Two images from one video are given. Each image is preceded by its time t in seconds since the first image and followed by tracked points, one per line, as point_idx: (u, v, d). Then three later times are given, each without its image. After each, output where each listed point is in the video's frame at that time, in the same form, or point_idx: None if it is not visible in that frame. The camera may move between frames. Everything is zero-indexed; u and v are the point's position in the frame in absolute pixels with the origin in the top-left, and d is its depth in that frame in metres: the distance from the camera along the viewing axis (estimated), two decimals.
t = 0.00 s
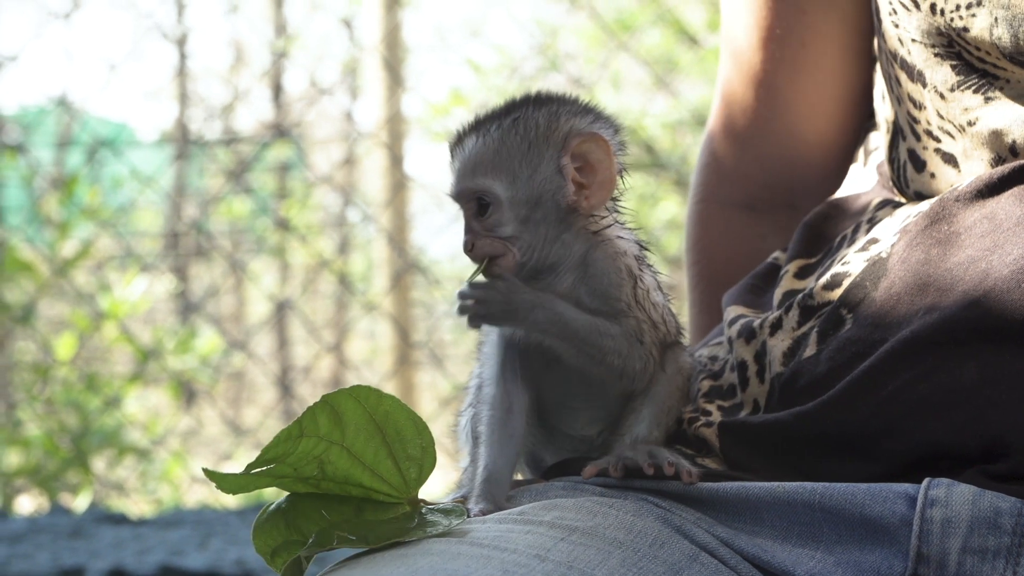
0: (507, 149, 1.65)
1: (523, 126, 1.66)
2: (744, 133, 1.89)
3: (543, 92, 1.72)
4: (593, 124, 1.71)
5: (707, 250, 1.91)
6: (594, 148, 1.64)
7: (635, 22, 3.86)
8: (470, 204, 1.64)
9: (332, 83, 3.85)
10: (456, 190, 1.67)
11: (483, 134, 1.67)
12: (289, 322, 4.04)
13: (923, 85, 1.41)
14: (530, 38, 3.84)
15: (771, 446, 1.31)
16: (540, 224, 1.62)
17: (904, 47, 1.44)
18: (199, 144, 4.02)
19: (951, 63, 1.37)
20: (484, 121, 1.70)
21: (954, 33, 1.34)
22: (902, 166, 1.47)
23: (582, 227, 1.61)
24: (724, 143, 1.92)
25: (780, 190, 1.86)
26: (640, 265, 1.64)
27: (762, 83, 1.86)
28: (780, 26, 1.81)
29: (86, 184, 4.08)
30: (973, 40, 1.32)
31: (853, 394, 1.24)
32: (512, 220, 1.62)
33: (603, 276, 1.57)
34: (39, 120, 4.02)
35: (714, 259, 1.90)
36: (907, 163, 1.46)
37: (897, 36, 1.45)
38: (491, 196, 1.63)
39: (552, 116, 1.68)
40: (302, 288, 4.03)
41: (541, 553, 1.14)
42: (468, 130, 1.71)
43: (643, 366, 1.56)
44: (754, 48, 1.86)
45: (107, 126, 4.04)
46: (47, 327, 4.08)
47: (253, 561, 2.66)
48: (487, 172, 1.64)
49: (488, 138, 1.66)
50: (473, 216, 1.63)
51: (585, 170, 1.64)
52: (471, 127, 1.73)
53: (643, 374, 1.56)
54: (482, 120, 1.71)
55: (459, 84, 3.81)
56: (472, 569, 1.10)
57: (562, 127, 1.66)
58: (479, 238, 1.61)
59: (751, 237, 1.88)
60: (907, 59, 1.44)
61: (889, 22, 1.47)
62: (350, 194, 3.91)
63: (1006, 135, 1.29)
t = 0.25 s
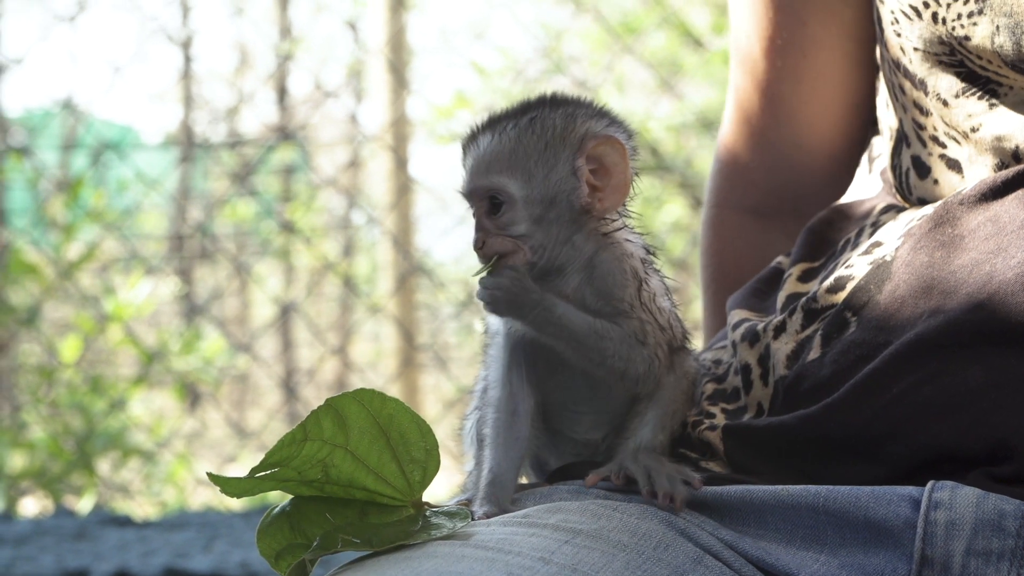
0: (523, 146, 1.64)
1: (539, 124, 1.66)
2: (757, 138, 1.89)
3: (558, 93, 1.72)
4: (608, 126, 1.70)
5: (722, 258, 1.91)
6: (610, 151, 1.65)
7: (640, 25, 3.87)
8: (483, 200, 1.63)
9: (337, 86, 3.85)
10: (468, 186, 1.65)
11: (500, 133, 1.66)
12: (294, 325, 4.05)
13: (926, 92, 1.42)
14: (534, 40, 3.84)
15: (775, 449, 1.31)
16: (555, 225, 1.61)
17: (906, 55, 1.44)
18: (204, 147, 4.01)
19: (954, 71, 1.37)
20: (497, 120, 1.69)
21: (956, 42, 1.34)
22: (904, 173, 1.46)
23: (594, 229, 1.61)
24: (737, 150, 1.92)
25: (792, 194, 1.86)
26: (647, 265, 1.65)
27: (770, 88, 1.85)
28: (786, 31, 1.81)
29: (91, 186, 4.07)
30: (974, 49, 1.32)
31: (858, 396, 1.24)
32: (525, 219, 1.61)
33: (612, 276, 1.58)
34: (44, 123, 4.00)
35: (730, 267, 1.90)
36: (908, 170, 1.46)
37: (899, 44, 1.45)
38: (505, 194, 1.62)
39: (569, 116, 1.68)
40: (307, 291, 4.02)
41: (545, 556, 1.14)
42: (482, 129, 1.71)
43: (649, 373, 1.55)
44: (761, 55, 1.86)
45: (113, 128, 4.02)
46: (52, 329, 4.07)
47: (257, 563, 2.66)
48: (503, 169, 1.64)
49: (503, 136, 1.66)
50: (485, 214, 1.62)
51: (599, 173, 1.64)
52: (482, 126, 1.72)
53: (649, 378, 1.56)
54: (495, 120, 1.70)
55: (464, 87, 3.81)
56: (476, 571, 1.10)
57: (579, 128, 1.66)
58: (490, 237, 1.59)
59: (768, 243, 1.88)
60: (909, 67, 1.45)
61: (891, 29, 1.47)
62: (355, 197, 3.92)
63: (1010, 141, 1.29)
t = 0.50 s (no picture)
0: (524, 150, 1.61)
1: (542, 128, 1.63)
2: (751, 155, 1.87)
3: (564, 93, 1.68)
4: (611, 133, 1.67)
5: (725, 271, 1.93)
6: (612, 160, 1.61)
7: (639, 24, 3.88)
8: (479, 200, 1.60)
9: (336, 86, 3.85)
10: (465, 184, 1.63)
11: (503, 132, 1.63)
12: (293, 324, 4.05)
13: (926, 94, 1.42)
14: (535, 39, 3.83)
15: (778, 446, 1.31)
16: (550, 233, 1.60)
17: (906, 57, 1.45)
18: (203, 146, 3.99)
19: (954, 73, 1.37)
20: (501, 117, 1.66)
21: (956, 45, 1.34)
22: (903, 175, 1.46)
23: (591, 233, 1.59)
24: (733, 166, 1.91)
25: (788, 211, 1.85)
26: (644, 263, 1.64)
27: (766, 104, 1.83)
28: (782, 47, 1.79)
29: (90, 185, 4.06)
30: (974, 51, 1.32)
31: (861, 390, 1.24)
32: (520, 222, 1.59)
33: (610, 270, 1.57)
34: (43, 122, 3.99)
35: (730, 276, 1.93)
36: (906, 172, 1.46)
37: (898, 46, 1.46)
38: (502, 197, 1.59)
39: (573, 120, 1.64)
40: (307, 290, 4.02)
41: (548, 557, 1.14)
42: (485, 125, 1.67)
43: (646, 363, 1.56)
44: (757, 69, 1.83)
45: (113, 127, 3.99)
46: (52, 328, 4.06)
47: (256, 562, 2.66)
48: (502, 171, 1.61)
49: (504, 137, 1.62)
50: (481, 213, 1.60)
51: (598, 180, 1.61)
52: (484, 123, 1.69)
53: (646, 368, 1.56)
54: (499, 117, 1.67)
55: (464, 87, 3.83)
56: (479, 572, 1.10)
57: (583, 134, 1.63)
58: (484, 235, 1.57)
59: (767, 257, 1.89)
60: (908, 69, 1.45)
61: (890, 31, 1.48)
62: (355, 197, 3.92)
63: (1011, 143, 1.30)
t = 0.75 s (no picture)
0: (537, 150, 1.61)
1: (556, 128, 1.62)
2: (739, 162, 1.86)
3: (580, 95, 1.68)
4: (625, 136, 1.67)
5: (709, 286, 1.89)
6: (624, 163, 1.61)
7: (639, 25, 3.89)
8: (491, 197, 1.61)
9: (336, 86, 3.84)
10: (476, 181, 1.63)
11: (517, 131, 1.62)
12: (293, 325, 4.05)
13: (922, 98, 1.41)
14: (535, 40, 3.84)
15: (781, 447, 1.31)
16: (556, 235, 1.58)
17: (902, 61, 1.44)
18: (203, 147, 3.99)
19: (951, 77, 1.37)
20: (515, 115, 1.66)
21: (956, 47, 1.34)
22: (895, 179, 1.47)
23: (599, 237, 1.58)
24: (718, 177, 1.88)
25: (778, 220, 1.82)
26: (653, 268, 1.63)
27: (758, 107, 1.83)
28: (775, 50, 1.81)
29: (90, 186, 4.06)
30: (976, 54, 1.32)
31: (863, 392, 1.24)
32: (529, 221, 1.59)
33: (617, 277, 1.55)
34: (43, 123, 3.97)
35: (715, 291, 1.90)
36: (900, 177, 1.46)
37: (894, 49, 1.46)
38: (513, 195, 1.60)
39: (588, 122, 1.64)
40: (307, 291, 4.02)
41: (550, 559, 1.13)
42: (500, 122, 1.67)
43: (635, 365, 1.53)
44: (746, 74, 1.84)
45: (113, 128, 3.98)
46: (52, 330, 4.05)
47: (257, 564, 2.66)
48: (515, 169, 1.61)
49: (518, 136, 1.62)
50: (491, 211, 1.61)
51: (610, 182, 1.62)
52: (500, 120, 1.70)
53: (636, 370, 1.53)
54: (513, 115, 1.67)
55: (465, 87, 3.81)
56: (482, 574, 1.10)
57: (597, 136, 1.63)
58: (492, 231, 1.59)
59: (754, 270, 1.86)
60: (904, 72, 1.45)
61: (886, 33, 1.47)
62: (354, 197, 3.91)
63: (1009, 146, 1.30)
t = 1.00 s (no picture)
0: (544, 153, 1.59)
1: (561, 130, 1.61)
2: (739, 163, 1.86)
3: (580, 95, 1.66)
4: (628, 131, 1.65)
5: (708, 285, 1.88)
6: (632, 158, 1.60)
7: (640, 25, 3.89)
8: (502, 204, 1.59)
9: (337, 87, 3.84)
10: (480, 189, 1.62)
11: (523, 137, 1.61)
12: (294, 326, 4.05)
13: (915, 96, 1.42)
14: (535, 40, 3.84)
15: (777, 447, 1.31)
16: (572, 236, 1.57)
17: (895, 59, 1.45)
18: (203, 147, 4.00)
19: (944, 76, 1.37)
20: (516, 121, 1.64)
21: (948, 46, 1.34)
22: (888, 176, 1.47)
23: (609, 235, 1.57)
24: (718, 176, 1.88)
25: (776, 220, 1.82)
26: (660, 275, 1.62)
27: (759, 108, 1.83)
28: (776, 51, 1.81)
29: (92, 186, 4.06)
30: (967, 53, 1.32)
31: (860, 395, 1.24)
32: (543, 225, 1.58)
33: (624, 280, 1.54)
34: (44, 123, 4.00)
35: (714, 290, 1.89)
36: (892, 174, 1.46)
37: (887, 47, 1.46)
38: (525, 199, 1.58)
39: (592, 122, 1.62)
40: (307, 291, 4.02)
41: (551, 559, 1.14)
42: (499, 129, 1.65)
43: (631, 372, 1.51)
44: (748, 74, 1.84)
45: (113, 129, 4.00)
46: (53, 330, 4.06)
47: (258, 564, 2.65)
48: (524, 176, 1.59)
49: (521, 140, 1.61)
50: (502, 218, 1.59)
51: (621, 180, 1.60)
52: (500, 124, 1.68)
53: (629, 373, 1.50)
54: (512, 120, 1.65)
55: (465, 87, 3.79)
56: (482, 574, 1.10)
57: (603, 135, 1.62)
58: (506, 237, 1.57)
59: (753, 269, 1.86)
60: (897, 71, 1.45)
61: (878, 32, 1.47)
62: (355, 198, 3.91)
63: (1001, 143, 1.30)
